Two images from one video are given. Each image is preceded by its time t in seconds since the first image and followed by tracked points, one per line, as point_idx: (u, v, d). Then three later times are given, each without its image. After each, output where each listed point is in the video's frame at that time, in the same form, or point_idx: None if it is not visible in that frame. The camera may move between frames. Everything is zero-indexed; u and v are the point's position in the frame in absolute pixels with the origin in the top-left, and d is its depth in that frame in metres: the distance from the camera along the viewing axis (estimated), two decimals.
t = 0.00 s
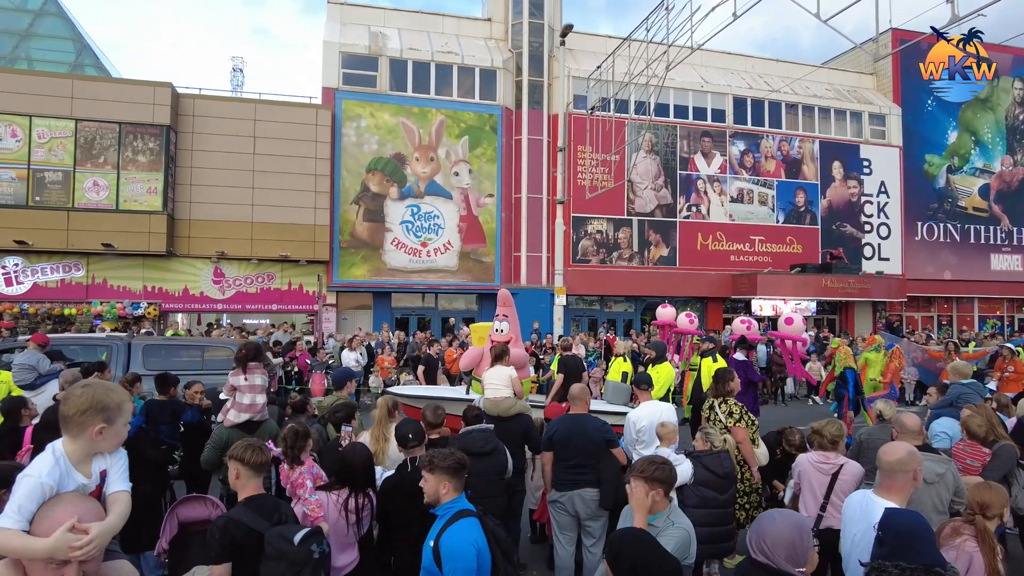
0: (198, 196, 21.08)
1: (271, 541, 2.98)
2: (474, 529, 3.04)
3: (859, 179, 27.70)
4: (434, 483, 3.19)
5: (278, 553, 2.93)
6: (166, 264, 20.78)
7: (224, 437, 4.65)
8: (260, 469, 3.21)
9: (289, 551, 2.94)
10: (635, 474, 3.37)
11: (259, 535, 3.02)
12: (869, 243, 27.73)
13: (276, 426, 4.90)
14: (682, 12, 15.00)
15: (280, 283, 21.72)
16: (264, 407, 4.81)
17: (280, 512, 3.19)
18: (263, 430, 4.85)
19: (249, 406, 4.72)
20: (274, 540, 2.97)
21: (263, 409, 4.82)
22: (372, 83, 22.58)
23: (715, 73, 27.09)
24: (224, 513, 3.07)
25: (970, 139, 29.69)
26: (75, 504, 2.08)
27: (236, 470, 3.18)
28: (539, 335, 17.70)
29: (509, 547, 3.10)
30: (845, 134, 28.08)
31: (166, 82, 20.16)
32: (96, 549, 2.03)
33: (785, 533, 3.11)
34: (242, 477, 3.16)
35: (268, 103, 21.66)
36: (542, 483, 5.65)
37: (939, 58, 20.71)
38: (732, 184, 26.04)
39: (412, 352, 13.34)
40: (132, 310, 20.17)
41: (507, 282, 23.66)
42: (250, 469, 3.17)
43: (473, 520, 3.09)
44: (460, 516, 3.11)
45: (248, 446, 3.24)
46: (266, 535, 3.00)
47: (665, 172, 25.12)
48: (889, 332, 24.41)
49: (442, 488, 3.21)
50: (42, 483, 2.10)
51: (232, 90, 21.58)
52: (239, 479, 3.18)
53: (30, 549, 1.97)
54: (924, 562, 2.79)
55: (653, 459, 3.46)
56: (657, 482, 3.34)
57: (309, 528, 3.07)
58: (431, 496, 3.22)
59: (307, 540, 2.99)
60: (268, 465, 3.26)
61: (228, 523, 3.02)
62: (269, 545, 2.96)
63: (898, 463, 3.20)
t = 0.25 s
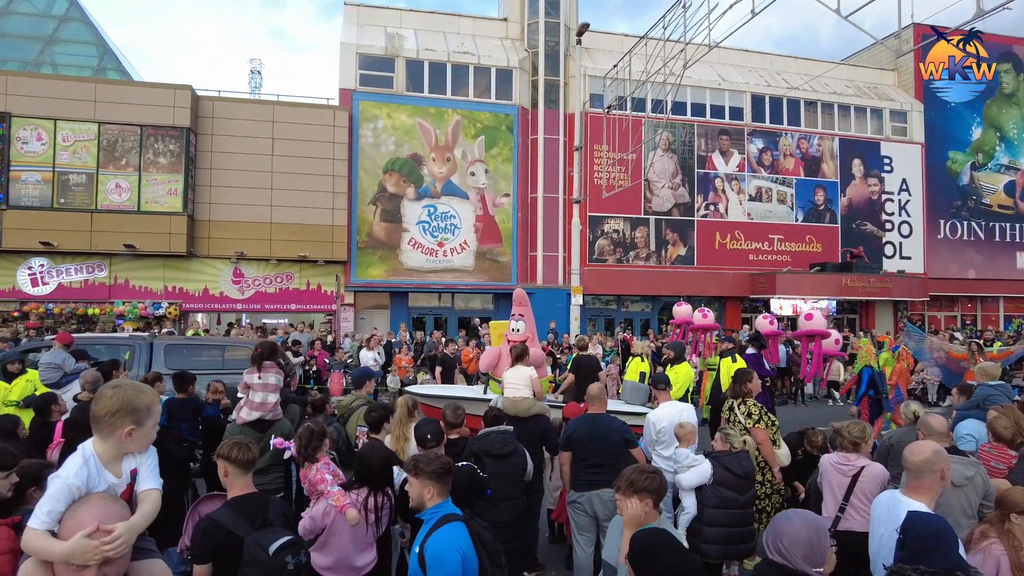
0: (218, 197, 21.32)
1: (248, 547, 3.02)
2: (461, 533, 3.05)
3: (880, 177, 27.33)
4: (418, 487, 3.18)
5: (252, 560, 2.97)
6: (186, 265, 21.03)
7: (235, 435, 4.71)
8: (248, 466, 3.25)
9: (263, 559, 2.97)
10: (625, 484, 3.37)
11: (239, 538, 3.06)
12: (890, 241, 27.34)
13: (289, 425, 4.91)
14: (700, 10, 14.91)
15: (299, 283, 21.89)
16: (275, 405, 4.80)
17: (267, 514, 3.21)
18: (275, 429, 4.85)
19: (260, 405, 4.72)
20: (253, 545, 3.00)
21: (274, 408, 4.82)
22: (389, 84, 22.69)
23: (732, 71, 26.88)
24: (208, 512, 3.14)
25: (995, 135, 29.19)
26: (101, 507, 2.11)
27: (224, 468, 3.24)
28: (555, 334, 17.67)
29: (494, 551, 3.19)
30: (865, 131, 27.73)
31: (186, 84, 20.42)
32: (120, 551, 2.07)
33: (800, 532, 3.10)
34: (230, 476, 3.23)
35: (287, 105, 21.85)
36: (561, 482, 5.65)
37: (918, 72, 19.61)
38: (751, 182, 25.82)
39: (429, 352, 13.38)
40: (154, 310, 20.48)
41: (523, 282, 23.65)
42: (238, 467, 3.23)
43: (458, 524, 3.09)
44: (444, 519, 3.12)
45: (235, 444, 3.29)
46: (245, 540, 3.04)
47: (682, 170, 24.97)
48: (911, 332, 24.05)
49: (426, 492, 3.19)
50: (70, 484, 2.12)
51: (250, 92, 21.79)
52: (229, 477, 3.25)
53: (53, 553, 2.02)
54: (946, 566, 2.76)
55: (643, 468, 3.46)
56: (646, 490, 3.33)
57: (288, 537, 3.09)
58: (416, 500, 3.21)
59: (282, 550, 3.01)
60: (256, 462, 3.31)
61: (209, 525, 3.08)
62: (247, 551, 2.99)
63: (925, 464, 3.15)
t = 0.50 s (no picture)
0: (239, 199, 21.56)
1: (243, 541, 3.06)
2: (442, 550, 3.08)
3: (904, 173, 26.89)
4: (400, 496, 3.19)
5: (246, 554, 3.00)
6: (208, 265, 21.28)
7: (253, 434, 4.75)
8: (247, 460, 3.33)
9: (257, 553, 3.00)
10: (615, 488, 3.24)
11: (235, 533, 3.12)
12: (914, 239, 26.90)
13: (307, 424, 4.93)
14: (719, 6, 14.78)
15: (319, 283, 22.07)
16: (290, 405, 4.81)
17: (267, 508, 3.25)
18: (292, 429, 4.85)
19: (275, 404, 4.74)
20: (248, 539, 3.04)
21: (289, 408, 4.83)
22: (407, 85, 22.80)
23: (752, 68, 26.62)
24: (210, 505, 3.22)
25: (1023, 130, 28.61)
26: (134, 505, 2.14)
27: (225, 462, 3.33)
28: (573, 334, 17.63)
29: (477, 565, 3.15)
30: (889, 127, 27.31)
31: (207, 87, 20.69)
32: (159, 542, 2.11)
33: (823, 533, 3.05)
34: (229, 469, 3.31)
35: (306, 107, 22.04)
36: (580, 482, 5.65)
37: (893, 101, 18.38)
38: (771, 180, 25.55)
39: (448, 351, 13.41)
40: (176, 310, 20.76)
41: (541, 281, 23.62)
42: (236, 461, 3.31)
43: (442, 539, 3.12)
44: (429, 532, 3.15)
45: (233, 438, 3.38)
46: (241, 533, 3.07)
47: (702, 168, 24.78)
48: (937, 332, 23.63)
49: (408, 501, 3.21)
50: (100, 485, 2.15)
51: (270, 94, 22.01)
52: (228, 471, 3.33)
53: (90, 551, 2.05)
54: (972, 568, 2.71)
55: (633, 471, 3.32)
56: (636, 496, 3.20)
57: (280, 532, 3.10)
58: (398, 509, 3.22)
59: (274, 545, 3.03)
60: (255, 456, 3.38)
61: (208, 518, 3.14)
62: (241, 544, 3.04)
63: (949, 463, 3.09)
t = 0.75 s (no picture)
0: (262, 200, 21.84)
1: (259, 530, 3.17)
2: (424, 556, 2.88)
3: (931, 170, 26.38)
4: (383, 499, 3.07)
5: (264, 540, 3.14)
6: (232, 265, 21.56)
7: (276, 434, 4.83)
8: (260, 455, 3.41)
9: (274, 540, 3.15)
10: (592, 493, 3.11)
11: (250, 523, 3.17)
12: (941, 237, 26.39)
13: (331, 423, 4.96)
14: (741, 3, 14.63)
15: (341, 283, 22.26)
16: (312, 403, 4.87)
17: (278, 499, 3.32)
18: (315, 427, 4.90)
19: (296, 403, 4.81)
20: (264, 530, 3.15)
21: (312, 407, 4.89)
22: (427, 85, 22.90)
23: (774, 64, 26.30)
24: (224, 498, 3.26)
25: None
26: (179, 496, 2.16)
27: (238, 458, 3.40)
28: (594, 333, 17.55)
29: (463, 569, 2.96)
30: (915, 123, 26.82)
31: (230, 90, 20.97)
32: (219, 524, 2.16)
33: (846, 537, 3.00)
34: (243, 464, 3.38)
35: (327, 108, 22.24)
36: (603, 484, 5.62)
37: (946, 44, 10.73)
38: (794, 178, 25.23)
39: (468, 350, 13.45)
40: (201, 310, 21.07)
41: (561, 280, 23.58)
42: (249, 455, 3.38)
43: (424, 542, 2.93)
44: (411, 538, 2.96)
45: (247, 434, 3.46)
46: (257, 523, 3.17)
47: (724, 166, 24.55)
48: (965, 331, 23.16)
49: (391, 504, 3.08)
50: (139, 482, 2.15)
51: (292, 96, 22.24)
52: (242, 465, 3.40)
53: (154, 539, 2.02)
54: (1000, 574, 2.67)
55: (611, 476, 3.20)
56: (613, 500, 3.07)
57: (295, 520, 3.27)
58: (383, 513, 3.12)
59: (289, 532, 3.19)
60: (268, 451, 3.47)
61: (226, 509, 3.19)
62: (258, 533, 3.15)
63: (972, 464, 3.02)
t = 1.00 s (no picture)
0: (284, 201, 22.07)
1: (281, 514, 3.21)
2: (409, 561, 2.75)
3: (959, 166, 25.85)
4: (368, 503, 2.98)
5: (286, 525, 3.18)
6: (255, 266, 21.82)
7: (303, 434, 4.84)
8: (280, 444, 3.47)
9: (296, 523, 3.20)
10: (572, 488, 3.14)
11: (272, 508, 3.22)
12: (970, 234, 25.84)
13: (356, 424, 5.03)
14: None
15: (361, 283, 22.42)
16: (337, 404, 4.93)
17: (296, 486, 3.37)
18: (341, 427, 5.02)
19: (322, 403, 4.88)
20: (286, 513, 3.20)
21: (336, 407, 4.95)
22: (446, 86, 22.97)
23: (796, 60, 25.96)
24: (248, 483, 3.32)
25: None
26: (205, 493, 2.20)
27: (258, 448, 3.45)
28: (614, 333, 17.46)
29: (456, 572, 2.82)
30: (942, 118, 26.29)
31: (252, 93, 21.22)
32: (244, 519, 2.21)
33: (873, 541, 2.94)
34: (264, 453, 3.43)
35: (347, 110, 22.41)
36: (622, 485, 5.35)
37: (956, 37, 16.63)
38: (817, 175, 24.87)
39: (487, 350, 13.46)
40: (224, 310, 21.35)
41: (581, 280, 23.50)
42: (271, 445, 3.44)
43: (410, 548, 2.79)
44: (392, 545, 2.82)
45: (266, 424, 3.52)
46: (279, 508, 3.22)
47: (745, 164, 24.28)
48: (996, 330, 22.66)
49: (377, 510, 2.98)
50: (164, 482, 2.16)
51: (312, 98, 22.44)
52: (262, 455, 3.45)
53: (195, 534, 2.05)
54: None
55: (595, 474, 3.23)
56: (594, 496, 3.10)
57: (316, 505, 3.31)
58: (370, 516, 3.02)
59: (312, 515, 3.24)
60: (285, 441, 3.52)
61: (248, 494, 3.23)
62: (280, 517, 3.20)
63: (1001, 468, 2.96)
